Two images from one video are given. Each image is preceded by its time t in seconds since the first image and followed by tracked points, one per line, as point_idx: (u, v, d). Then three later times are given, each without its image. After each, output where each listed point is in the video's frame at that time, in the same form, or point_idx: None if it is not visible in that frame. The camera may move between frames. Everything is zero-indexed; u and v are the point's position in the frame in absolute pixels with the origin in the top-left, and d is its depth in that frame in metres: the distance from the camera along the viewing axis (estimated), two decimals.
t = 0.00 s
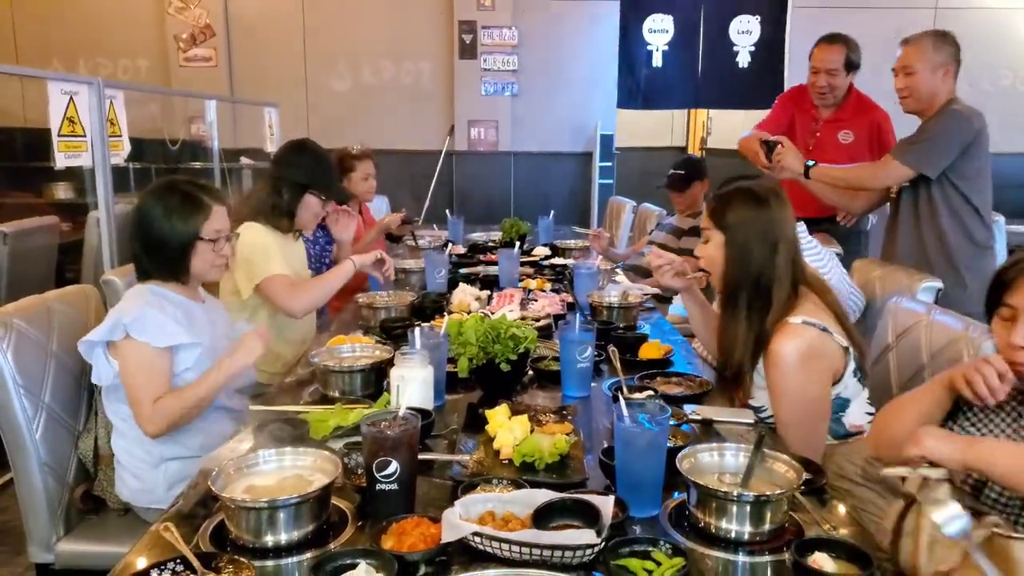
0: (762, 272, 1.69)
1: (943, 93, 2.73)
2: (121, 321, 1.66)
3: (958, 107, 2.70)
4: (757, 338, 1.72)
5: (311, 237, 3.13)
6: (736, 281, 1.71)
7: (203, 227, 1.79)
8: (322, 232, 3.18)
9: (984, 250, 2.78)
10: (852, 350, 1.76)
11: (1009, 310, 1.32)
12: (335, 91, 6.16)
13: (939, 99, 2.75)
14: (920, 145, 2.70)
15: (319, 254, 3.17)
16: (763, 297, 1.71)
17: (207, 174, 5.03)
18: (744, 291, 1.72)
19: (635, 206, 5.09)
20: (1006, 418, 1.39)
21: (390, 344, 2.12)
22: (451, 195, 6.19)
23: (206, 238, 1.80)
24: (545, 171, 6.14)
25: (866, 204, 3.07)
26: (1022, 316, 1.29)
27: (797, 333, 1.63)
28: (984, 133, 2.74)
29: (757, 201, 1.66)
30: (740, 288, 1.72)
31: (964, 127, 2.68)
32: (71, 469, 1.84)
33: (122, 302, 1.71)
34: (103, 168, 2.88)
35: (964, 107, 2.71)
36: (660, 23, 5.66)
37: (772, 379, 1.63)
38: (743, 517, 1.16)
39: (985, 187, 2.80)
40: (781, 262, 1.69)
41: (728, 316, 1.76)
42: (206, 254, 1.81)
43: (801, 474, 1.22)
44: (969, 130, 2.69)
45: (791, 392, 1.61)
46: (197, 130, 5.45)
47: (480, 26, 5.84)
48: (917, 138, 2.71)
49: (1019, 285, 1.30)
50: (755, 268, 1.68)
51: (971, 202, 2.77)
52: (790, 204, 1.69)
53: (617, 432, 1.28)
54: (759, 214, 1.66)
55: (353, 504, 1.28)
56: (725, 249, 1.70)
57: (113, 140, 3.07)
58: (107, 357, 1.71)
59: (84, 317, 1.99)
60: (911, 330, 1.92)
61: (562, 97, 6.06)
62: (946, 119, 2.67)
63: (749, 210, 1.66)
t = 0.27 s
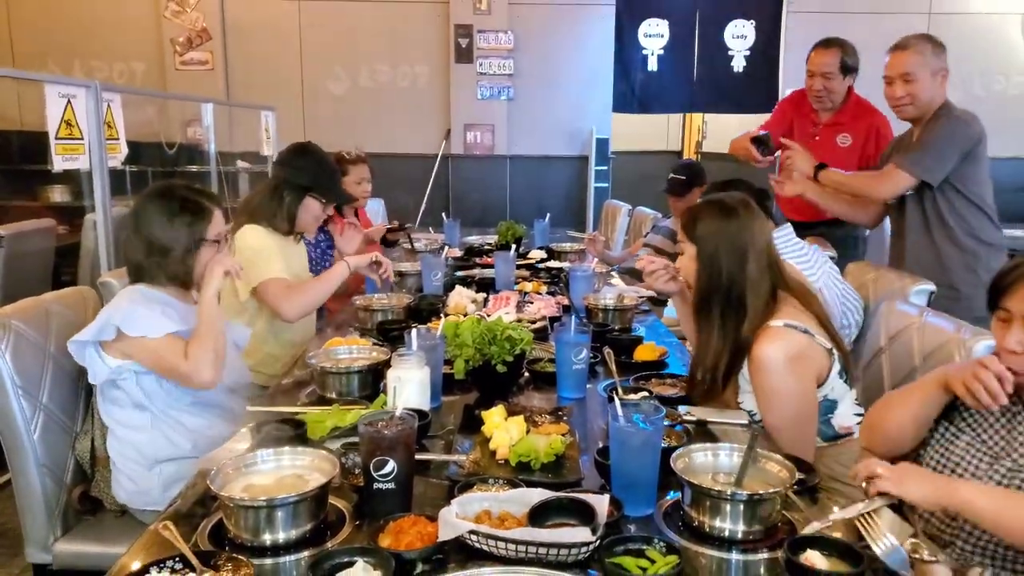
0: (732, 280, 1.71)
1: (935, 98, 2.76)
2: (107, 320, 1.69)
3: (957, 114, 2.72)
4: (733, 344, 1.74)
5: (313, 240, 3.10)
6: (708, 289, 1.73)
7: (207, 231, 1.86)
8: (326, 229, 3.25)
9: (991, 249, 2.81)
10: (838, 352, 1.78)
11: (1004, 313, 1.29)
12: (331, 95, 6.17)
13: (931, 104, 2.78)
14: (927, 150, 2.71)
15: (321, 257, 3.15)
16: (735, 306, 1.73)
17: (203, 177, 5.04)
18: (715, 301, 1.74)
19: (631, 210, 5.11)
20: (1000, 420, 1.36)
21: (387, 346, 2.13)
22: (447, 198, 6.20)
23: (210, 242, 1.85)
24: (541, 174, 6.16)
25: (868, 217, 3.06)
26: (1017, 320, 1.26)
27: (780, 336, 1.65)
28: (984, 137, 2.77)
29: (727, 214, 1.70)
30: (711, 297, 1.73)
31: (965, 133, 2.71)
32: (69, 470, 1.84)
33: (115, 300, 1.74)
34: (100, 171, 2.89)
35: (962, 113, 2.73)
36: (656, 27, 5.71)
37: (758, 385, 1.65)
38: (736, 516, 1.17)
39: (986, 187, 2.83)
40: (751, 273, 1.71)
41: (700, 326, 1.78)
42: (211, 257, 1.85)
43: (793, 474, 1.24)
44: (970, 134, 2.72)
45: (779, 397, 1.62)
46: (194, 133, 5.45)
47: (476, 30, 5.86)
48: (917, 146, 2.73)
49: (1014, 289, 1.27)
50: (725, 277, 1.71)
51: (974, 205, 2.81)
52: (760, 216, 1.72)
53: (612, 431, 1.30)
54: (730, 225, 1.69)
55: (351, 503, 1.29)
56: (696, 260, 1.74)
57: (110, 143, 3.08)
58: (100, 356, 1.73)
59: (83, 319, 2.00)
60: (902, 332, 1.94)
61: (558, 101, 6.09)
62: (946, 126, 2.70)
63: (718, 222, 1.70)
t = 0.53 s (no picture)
0: (719, 283, 1.73)
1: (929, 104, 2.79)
2: (107, 317, 1.70)
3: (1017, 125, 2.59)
4: (723, 345, 1.75)
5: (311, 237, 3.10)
6: (697, 291, 1.75)
7: (205, 225, 1.85)
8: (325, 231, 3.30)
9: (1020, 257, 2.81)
10: (829, 355, 1.80)
11: (987, 323, 1.29)
12: (329, 94, 6.18)
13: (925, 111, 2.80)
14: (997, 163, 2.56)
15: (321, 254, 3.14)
16: (722, 308, 1.75)
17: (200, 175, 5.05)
18: (703, 304, 1.76)
19: (627, 212, 5.13)
20: (986, 430, 1.38)
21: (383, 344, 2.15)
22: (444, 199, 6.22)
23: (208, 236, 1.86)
24: (539, 176, 6.19)
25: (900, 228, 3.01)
26: (999, 330, 1.26)
27: (771, 339, 1.67)
28: None
29: (716, 217, 1.71)
30: (700, 300, 1.76)
31: None
32: (65, 464, 1.85)
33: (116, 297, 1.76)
34: (98, 167, 2.89)
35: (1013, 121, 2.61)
36: (654, 31, 5.71)
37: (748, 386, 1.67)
38: (727, 513, 1.19)
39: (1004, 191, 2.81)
40: (738, 274, 1.73)
41: (691, 327, 1.80)
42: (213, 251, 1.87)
43: (784, 472, 1.26)
44: None
45: (769, 399, 1.65)
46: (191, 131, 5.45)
47: (474, 31, 5.88)
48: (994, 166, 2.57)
49: (998, 298, 1.28)
50: (713, 280, 1.73)
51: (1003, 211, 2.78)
52: (747, 218, 1.73)
53: (606, 430, 1.31)
54: (718, 229, 1.70)
55: (346, 498, 1.31)
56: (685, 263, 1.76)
57: (107, 140, 3.09)
58: (99, 352, 1.74)
59: (80, 315, 2.01)
60: (894, 336, 1.96)
61: (555, 103, 6.11)
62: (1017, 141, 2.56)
63: (707, 226, 1.71)
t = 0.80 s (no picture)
0: (713, 272, 1.75)
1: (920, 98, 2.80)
2: (104, 304, 1.68)
3: None
4: (716, 334, 1.77)
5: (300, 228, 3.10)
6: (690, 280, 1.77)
7: (188, 208, 1.85)
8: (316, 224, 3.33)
9: None
10: (819, 345, 1.81)
11: (975, 327, 1.29)
12: (321, 83, 6.15)
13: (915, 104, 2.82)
14: None
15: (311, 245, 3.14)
16: (716, 296, 1.77)
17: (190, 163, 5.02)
18: (697, 292, 1.78)
19: (619, 204, 5.15)
20: (976, 430, 1.39)
21: (375, 332, 2.15)
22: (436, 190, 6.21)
23: (191, 219, 1.86)
24: (531, 167, 6.19)
25: (940, 219, 2.82)
26: (988, 334, 1.26)
27: (761, 330, 1.67)
28: None
29: (706, 207, 1.74)
30: (694, 288, 1.78)
31: None
32: (56, 450, 1.86)
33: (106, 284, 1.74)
34: (86, 153, 2.88)
35: None
36: (649, 21, 5.73)
37: (739, 375, 1.69)
38: (715, 498, 1.21)
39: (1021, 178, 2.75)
40: (732, 262, 1.75)
41: (685, 316, 1.82)
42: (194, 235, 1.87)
43: (772, 458, 1.28)
44: None
45: (759, 389, 1.66)
46: (181, 119, 5.41)
47: (467, 20, 5.86)
48: None
49: (983, 301, 1.27)
50: (707, 268, 1.75)
51: None
52: (739, 207, 1.77)
53: (596, 415, 1.32)
54: (711, 218, 1.73)
55: (339, 483, 1.32)
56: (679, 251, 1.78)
57: (96, 126, 3.07)
58: (91, 339, 1.72)
59: (70, 302, 2.00)
60: (882, 326, 1.98)
61: (548, 94, 6.11)
62: None
63: (697, 215, 1.74)
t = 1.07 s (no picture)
0: (707, 268, 1.75)
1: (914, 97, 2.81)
2: (93, 296, 1.67)
3: None
4: (709, 330, 1.78)
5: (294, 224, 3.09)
6: (682, 275, 1.77)
7: (164, 203, 1.82)
8: (310, 220, 3.33)
9: None
10: (809, 341, 1.83)
11: (967, 329, 1.30)
12: (314, 79, 6.13)
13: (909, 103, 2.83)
14: None
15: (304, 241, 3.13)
16: (710, 293, 1.77)
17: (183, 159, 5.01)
18: (691, 288, 1.78)
19: (613, 201, 5.15)
20: (968, 430, 1.41)
21: (368, 327, 2.16)
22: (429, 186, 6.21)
23: (165, 212, 1.83)
24: (525, 164, 6.19)
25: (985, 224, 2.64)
26: (981, 336, 1.27)
27: (753, 326, 1.68)
28: None
29: (700, 203, 1.75)
30: (688, 284, 1.77)
31: None
32: (48, 444, 1.85)
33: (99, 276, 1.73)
34: (80, 147, 2.87)
35: None
36: (641, 20, 5.77)
37: (730, 371, 1.70)
38: (706, 491, 1.22)
39: None
40: (726, 259, 1.75)
41: (679, 313, 1.82)
42: (169, 229, 1.84)
43: (762, 452, 1.29)
44: None
45: (751, 384, 1.68)
46: (174, 114, 5.39)
47: (462, 17, 5.86)
48: None
49: (975, 304, 1.28)
50: (700, 264, 1.75)
51: None
52: (732, 204, 1.78)
53: (589, 409, 1.33)
54: (705, 214, 1.74)
55: (332, 477, 1.32)
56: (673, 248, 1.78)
57: (90, 120, 3.06)
58: (80, 330, 1.73)
59: (63, 296, 2.00)
60: (872, 322, 2.00)
61: (542, 91, 6.11)
62: None
63: (692, 211, 1.75)
